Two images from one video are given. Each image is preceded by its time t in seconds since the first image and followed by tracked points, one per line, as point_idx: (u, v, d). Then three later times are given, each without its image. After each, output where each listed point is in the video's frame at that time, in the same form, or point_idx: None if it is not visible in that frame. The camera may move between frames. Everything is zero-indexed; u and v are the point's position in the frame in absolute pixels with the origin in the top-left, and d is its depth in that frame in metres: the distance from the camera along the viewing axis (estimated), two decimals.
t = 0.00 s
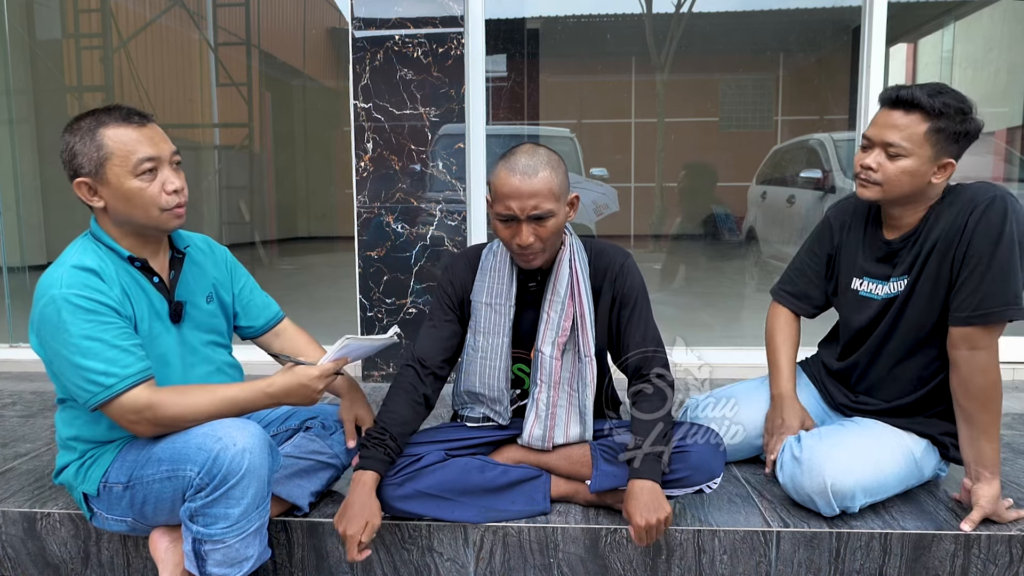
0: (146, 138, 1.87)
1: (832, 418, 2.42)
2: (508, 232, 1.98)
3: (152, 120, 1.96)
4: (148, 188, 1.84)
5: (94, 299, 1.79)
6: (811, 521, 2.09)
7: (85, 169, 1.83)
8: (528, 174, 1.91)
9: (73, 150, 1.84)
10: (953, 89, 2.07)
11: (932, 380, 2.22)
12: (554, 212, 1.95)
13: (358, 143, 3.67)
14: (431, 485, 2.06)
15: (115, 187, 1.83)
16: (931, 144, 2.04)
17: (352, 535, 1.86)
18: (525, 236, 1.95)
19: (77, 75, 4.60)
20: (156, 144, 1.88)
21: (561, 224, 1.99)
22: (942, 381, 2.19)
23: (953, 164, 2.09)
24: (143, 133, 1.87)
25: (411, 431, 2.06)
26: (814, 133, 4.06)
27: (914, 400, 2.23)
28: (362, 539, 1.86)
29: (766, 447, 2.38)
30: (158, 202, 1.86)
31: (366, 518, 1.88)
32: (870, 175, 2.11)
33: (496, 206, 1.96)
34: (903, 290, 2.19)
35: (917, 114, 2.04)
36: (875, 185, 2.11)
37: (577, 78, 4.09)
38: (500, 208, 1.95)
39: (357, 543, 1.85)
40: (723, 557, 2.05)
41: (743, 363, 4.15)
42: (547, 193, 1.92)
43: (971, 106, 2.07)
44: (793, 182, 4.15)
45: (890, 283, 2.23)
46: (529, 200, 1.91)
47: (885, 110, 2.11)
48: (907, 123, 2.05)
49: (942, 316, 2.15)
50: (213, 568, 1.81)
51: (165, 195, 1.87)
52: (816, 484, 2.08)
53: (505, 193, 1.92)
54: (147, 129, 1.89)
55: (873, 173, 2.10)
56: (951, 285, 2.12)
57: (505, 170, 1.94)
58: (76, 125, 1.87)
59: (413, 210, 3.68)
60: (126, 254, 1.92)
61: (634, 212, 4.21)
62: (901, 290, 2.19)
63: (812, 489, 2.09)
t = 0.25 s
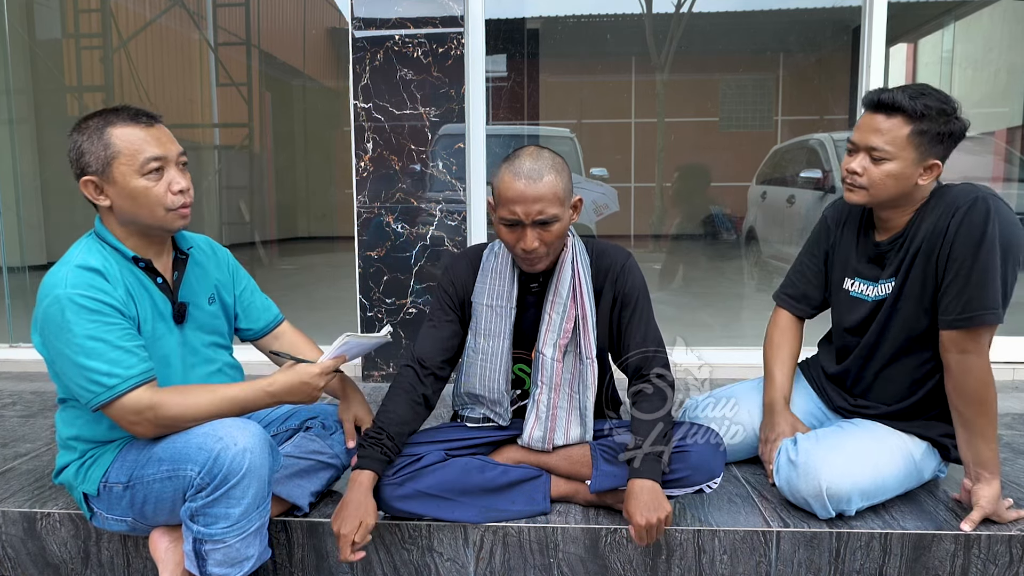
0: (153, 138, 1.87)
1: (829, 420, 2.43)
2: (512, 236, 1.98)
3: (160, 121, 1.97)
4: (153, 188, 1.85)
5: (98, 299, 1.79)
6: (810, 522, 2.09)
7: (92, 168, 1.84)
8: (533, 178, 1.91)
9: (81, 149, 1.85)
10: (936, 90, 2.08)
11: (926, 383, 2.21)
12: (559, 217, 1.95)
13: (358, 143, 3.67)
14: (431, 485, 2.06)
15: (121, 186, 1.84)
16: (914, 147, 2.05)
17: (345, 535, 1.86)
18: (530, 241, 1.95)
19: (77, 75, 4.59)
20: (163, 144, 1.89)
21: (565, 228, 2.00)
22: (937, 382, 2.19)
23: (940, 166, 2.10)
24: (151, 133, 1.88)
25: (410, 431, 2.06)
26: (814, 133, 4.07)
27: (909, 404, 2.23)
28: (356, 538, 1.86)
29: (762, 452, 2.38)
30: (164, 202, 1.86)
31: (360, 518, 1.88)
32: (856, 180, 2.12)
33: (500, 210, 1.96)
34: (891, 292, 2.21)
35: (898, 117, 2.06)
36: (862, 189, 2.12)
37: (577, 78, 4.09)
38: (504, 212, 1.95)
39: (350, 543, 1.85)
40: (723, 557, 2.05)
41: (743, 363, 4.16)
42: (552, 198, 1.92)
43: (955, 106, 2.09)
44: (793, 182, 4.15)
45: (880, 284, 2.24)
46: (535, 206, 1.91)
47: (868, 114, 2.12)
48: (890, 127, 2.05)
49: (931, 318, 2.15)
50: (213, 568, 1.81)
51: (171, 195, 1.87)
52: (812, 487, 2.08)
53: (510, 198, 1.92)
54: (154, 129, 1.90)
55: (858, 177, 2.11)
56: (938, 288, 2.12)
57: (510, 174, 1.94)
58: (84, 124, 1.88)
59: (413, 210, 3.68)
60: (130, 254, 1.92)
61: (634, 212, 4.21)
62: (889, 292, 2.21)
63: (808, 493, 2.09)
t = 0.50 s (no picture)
0: (162, 144, 1.87)
1: (829, 421, 2.42)
2: (512, 247, 1.94)
3: (170, 125, 1.96)
4: (160, 194, 1.84)
5: (98, 299, 1.79)
6: (810, 522, 2.09)
7: (100, 171, 1.84)
8: (532, 189, 1.87)
9: (90, 153, 1.84)
10: (923, 90, 2.09)
11: (930, 383, 2.21)
12: (560, 228, 1.91)
13: (358, 143, 3.67)
14: (431, 485, 2.06)
15: (127, 191, 1.83)
16: (907, 147, 2.05)
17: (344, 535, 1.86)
18: (529, 253, 1.91)
19: (77, 75, 4.59)
20: (172, 149, 1.88)
21: (567, 238, 1.95)
22: (940, 383, 2.20)
23: (935, 164, 2.10)
24: (160, 139, 1.87)
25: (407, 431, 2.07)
26: (814, 133, 4.07)
27: (917, 402, 2.22)
28: (355, 538, 1.86)
29: (760, 455, 2.37)
30: (170, 208, 1.86)
31: (357, 518, 1.87)
32: (852, 187, 2.12)
33: (500, 221, 1.92)
34: (896, 294, 2.19)
35: (888, 120, 2.05)
36: (858, 195, 2.11)
37: (577, 78, 4.09)
38: (504, 223, 1.91)
39: (349, 543, 1.85)
40: (723, 557, 2.05)
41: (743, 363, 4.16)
42: (552, 209, 1.88)
43: (944, 105, 2.09)
44: (793, 182, 4.15)
45: (882, 288, 2.23)
46: (534, 217, 1.87)
47: (857, 119, 2.13)
48: (881, 130, 2.05)
49: (936, 318, 2.15)
50: (213, 568, 1.81)
51: (177, 202, 1.86)
52: (812, 488, 2.08)
53: (509, 209, 1.88)
54: (163, 134, 1.90)
55: (854, 184, 2.11)
56: (943, 288, 2.12)
57: (509, 183, 1.89)
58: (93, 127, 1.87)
59: (413, 210, 3.68)
60: (133, 254, 1.92)
61: (634, 212, 4.21)
62: (894, 295, 2.19)
63: (808, 493, 2.09)
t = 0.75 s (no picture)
0: (190, 165, 1.85)
1: (832, 421, 2.42)
2: (501, 269, 1.89)
3: (196, 143, 1.94)
4: (184, 216, 1.83)
5: (100, 305, 1.79)
6: (810, 522, 2.09)
7: (124, 189, 1.81)
8: (521, 209, 1.82)
9: (114, 168, 1.82)
10: (934, 92, 2.08)
11: (931, 382, 2.21)
12: (552, 248, 1.86)
13: (358, 143, 3.67)
14: (431, 486, 2.06)
15: (152, 211, 1.82)
16: (919, 148, 2.05)
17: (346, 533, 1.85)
18: (519, 274, 1.86)
19: (77, 75, 4.59)
20: (199, 170, 1.87)
21: (559, 259, 1.91)
22: (941, 383, 2.20)
23: (942, 166, 2.11)
24: (188, 160, 1.85)
25: (401, 432, 2.09)
26: (814, 133, 4.07)
27: (920, 400, 2.22)
28: (357, 536, 1.85)
29: (760, 472, 2.31)
30: (193, 229, 1.85)
31: (359, 515, 1.87)
32: (859, 184, 2.12)
33: (488, 241, 1.87)
34: (898, 296, 2.19)
35: (901, 120, 2.05)
36: (866, 194, 2.11)
37: (577, 78, 4.09)
38: (493, 244, 1.86)
39: (352, 542, 1.84)
40: (723, 557, 2.05)
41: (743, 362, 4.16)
42: (543, 230, 1.83)
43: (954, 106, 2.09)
44: (793, 182, 4.15)
45: (884, 290, 2.22)
46: (524, 238, 1.82)
47: (869, 117, 2.12)
48: (893, 130, 2.05)
49: (938, 318, 2.15)
50: (213, 568, 1.81)
51: (200, 222, 1.87)
52: (813, 488, 2.08)
53: (498, 229, 1.83)
54: (189, 155, 1.87)
55: (862, 181, 2.11)
56: (944, 288, 2.12)
57: (498, 203, 1.85)
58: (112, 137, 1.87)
59: (413, 211, 3.68)
60: (138, 263, 1.91)
61: (634, 212, 4.21)
62: (896, 296, 2.19)
63: (809, 493, 2.09)
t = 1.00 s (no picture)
0: (189, 169, 1.85)
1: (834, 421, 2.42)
2: (487, 279, 1.88)
3: (196, 146, 1.93)
4: (182, 221, 1.83)
5: (101, 308, 1.79)
6: (810, 522, 2.09)
7: (121, 192, 1.82)
8: (506, 219, 1.81)
9: (113, 170, 1.82)
10: (936, 94, 2.10)
11: (932, 382, 2.21)
12: (538, 259, 1.85)
13: (358, 143, 3.67)
14: (431, 488, 2.06)
15: (150, 216, 1.82)
16: (915, 148, 2.05)
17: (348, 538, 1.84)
18: (504, 285, 1.85)
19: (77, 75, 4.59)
20: (198, 175, 1.86)
21: (547, 270, 1.89)
22: (942, 383, 2.20)
23: (939, 167, 2.11)
24: (187, 164, 1.85)
25: (398, 435, 2.10)
26: (814, 133, 4.07)
27: (921, 400, 2.22)
28: (359, 542, 1.85)
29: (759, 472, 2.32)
30: (191, 234, 1.85)
31: (360, 520, 1.86)
32: (855, 181, 2.12)
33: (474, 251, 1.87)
34: (897, 296, 2.19)
35: (900, 119, 2.06)
36: (862, 190, 2.11)
37: (577, 78, 4.09)
38: (477, 254, 1.85)
39: (354, 547, 1.84)
40: (723, 557, 2.06)
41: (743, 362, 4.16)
42: (528, 240, 1.82)
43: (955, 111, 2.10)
44: (793, 182, 4.15)
45: (884, 292, 2.22)
46: (508, 249, 1.81)
47: (869, 116, 2.13)
48: (892, 128, 2.06)
49: (935, 317, 2.15)
50: (213, 568, 1.81)
51: (198, 227, 1.86)
52: (814, 487, 2.08)
53: (483, 239, 1.82)
54: (190, 159, 1.87)
55: (858, 178, 2.11)
56: (942, 287, 2.12)
57: (483, 213, 1.84)
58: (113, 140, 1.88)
59: (413, 211, 3.69)
60: (139, 266, 1.91)
61: (634, 212, 4.21)
62: (895, 296, 2.19)
63: (810, 492, 2.09)
